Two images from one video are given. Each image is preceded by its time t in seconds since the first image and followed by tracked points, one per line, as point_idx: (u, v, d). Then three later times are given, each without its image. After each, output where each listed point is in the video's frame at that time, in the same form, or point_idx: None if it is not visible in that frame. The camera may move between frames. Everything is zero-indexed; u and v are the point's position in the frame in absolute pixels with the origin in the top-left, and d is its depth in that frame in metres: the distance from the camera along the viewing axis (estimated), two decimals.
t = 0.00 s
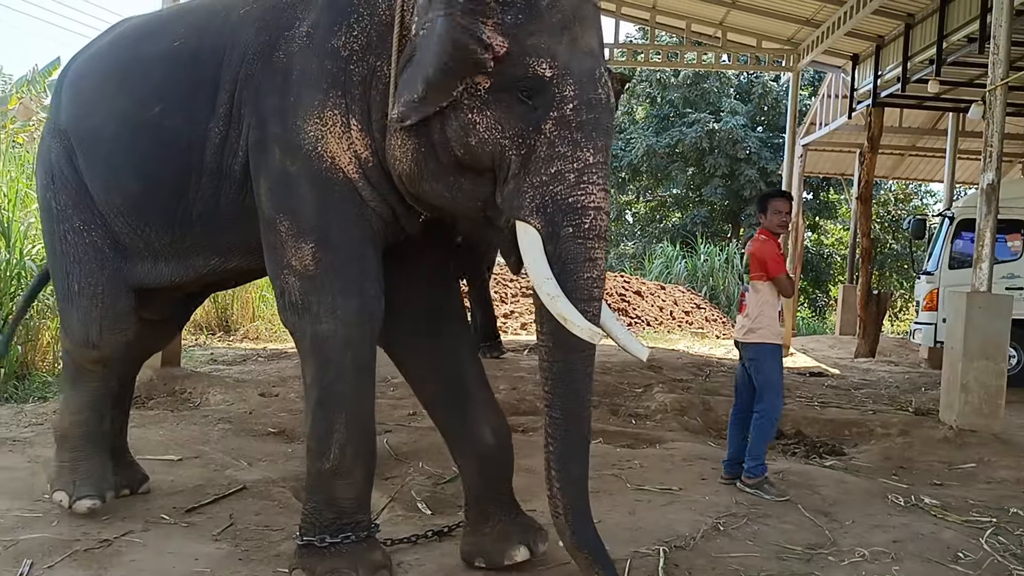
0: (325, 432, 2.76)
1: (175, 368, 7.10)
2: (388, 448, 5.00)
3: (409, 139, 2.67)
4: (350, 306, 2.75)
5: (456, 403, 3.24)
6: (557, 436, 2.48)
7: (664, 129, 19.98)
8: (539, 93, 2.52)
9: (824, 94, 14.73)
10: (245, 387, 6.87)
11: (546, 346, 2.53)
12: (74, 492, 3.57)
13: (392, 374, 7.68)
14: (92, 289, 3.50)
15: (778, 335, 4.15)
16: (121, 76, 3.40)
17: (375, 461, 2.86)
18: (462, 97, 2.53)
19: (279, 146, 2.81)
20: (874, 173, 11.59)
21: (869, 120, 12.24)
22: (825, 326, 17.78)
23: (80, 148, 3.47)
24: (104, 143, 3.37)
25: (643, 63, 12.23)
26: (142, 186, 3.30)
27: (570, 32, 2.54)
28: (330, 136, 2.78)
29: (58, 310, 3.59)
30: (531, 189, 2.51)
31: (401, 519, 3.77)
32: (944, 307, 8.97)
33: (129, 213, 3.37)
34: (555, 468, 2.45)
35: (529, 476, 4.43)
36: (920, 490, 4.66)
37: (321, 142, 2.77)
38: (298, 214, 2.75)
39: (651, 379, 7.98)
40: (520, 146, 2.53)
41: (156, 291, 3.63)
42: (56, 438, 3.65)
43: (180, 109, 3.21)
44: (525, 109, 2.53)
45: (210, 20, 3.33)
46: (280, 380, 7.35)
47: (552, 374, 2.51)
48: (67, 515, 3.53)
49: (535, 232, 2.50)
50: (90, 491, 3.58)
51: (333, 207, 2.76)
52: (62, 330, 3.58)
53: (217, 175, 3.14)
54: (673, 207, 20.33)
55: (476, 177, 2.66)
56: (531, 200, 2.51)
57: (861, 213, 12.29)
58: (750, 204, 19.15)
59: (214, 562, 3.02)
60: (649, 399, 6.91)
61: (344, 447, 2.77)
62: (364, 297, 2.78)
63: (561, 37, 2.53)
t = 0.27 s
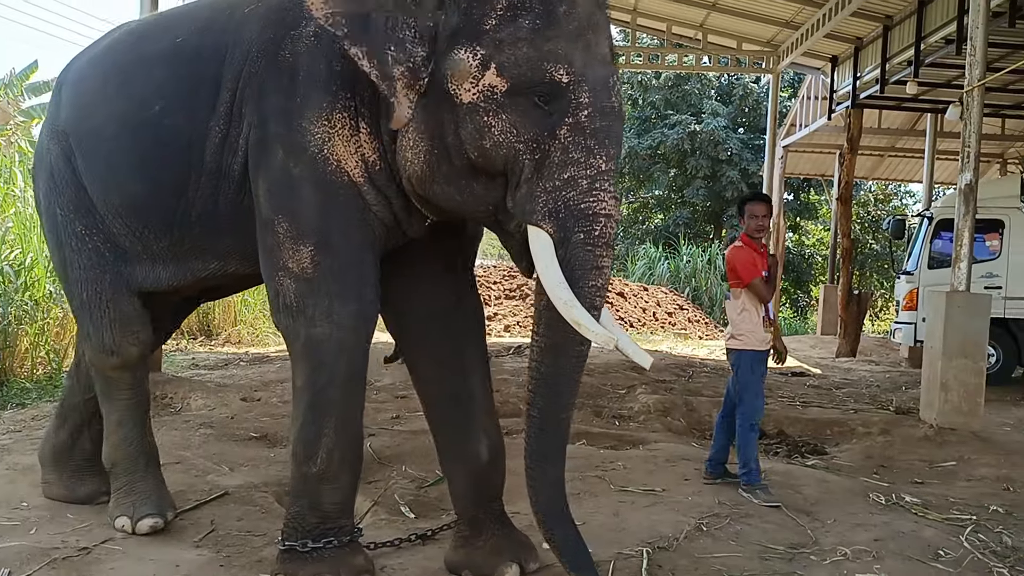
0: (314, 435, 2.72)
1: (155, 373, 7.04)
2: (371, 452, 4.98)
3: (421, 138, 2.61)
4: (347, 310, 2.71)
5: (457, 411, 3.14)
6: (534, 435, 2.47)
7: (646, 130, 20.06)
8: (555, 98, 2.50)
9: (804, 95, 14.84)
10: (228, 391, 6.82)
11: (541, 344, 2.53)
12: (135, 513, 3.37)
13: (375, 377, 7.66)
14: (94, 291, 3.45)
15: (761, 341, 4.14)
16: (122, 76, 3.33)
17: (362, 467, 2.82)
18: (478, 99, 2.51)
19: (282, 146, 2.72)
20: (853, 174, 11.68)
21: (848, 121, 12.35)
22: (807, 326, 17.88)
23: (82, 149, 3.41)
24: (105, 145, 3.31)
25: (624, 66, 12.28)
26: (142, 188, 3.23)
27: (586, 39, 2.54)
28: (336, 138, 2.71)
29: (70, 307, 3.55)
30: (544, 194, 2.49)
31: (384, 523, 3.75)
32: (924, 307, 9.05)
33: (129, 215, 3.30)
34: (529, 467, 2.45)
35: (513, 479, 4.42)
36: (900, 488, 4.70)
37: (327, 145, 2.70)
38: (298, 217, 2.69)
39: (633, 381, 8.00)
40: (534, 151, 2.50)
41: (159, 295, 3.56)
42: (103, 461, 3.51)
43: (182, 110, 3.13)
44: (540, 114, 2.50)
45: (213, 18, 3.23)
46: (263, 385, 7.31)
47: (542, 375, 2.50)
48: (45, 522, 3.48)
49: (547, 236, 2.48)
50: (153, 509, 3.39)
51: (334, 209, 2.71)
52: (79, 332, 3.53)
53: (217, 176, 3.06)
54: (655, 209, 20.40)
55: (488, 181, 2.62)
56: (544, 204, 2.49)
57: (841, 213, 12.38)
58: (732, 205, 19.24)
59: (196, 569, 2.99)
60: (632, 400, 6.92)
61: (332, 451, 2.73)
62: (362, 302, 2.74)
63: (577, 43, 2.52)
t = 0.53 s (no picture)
0: (304, 440, 2.66)
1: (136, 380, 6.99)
2: (355, 458, 4.96)
3: (452, 147, 2.50)
4: (346, 317, 2.66)
5: (450, 421, 3.06)
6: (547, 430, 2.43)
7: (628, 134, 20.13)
8: (588, 111, 2.42)
9: (785, 99, 14.95)
10: (211, 397, 6.78)
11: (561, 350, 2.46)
12: (118, 524, 3.31)
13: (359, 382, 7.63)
14: (104, 297, 3.34)
15: (756, 349, 4.17)
16: (134, 80, 3.22)
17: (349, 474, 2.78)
18: (513, 111, 2.42)
19: (292, 150, 2.66)
20: (834, 177, 11.77)
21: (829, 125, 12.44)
22: (789, 328, 17.99)
23: (91, 153, 3.28)
24: (116, 149, 3.20)
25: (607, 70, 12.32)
26: (155, 193, 3.13)
27: (616, 53, 2.49)
28: (351, 147, 2.64)
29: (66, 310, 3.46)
30: (577, 207, 2.40)
31: (368, 529, 3.73)
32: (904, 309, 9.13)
33: (141, 220, 3.20)
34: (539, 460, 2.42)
35: (497, 483, 4.42)
36: (882, 489, 4.73)
37: (340, 153, 2.63)
38: (302, 223, 2.62)
39: (617, 384, 8.01)
40: (567, 164, 2.41)
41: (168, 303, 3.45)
42: (98, 471, 3.39)
43: (196, 115, 3.04)
44: (572, 128, 2.42)
45: (228, 21, 3.14)
46: (246, 391, 7.26)
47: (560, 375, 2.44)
48: (25, 531, 3.45)
49: (579, 247, 2.39)
50: (136, 522, 3.33)
51: (342, 216, 2.65)
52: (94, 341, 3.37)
53: (230, 181, 2.98)
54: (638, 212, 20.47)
55: (518, 193, 2.52)
56: (576, 217, 2.40)
57: (822, 216, 12.47)
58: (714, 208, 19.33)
59: None
60: (617, 403, 6.93)
61: (321, 457, 2.68)
62: (361, 309, 2.69)
63: (609, 58, 2.46)
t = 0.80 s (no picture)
0: (298, 447, 2.60)
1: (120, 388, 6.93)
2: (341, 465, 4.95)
3: (494, 164, 2.50)
4: (351, 326, 2.62)
5: (447, 428, 3.05)
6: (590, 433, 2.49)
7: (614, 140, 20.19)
8: (627, 126, 2.50)
9: (769, 105, 15.04)
10: (195, 405, 6.74)
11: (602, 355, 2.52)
12: (100, 535, 3.28)
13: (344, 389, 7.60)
14: (103, 302, 3.29)
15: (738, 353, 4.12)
16: (146, 83, 3.11)
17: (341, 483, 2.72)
18: (557, 127, 2.47)
19: (310, 156, 2.58)
20: (818, 182, 11.84)
21: (813, 131, 12.51)
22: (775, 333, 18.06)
23: (99, 157, 3.18)
24: (126, 153, 3.09)
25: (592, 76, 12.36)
26: (166, 198, 3.03)
27: (649, 70, 2.59)
28: (369, 156, 2.59)
29: (53, 312, 3.44)
30: (618, 218, 2.47)
31: (353, 536, 3.70)
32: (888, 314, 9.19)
33: (150, 226, 3.11)
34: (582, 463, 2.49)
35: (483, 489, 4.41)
36: (868, 493, 4.75)
37: (359, 163, 2.58)
38: (312, 230, 2.56)
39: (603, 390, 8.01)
40: (607, 176, 2.49)
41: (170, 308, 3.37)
42: (82, 480, 3.35)
43: (211, 121, 2.93)
44: (612, 141, 2.50)
45: (246, 25, 3.03)
46: (231, 398, 7.22)
47: (605, 379, 2.50)
48: (5, 541, 3.41)
49: (621, 257, 2.47)
50: (119, 532, 3.29)
51: (354, 224, 2.59)
52: (94, 347, 3.31)
53: (243, 188, 2.88)
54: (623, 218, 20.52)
55: (557, 207, 2.56)
56: (618, 228, 2.48)
57: (807, 222, 12.53)
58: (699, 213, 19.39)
59: None
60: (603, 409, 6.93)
61: (314, 465, 2.62)
62: (366, 321, 2.64)
63: (644, 72, 2.56)
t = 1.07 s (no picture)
0: (284, 448, 2.52)
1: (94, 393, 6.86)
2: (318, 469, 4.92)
3: (522, 173, 2.46)
4: (346, 330, 2.54)
5: (434, 431, 3.00)
6: (619, 431, 2.50)
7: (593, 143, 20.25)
8: (650, 133, 2.48)
9: (747, 109, 15.14)
10: (172, 410, 6.68)
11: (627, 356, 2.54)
12: (71, 542, 3.23)
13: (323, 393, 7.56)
14: (89, 307, 3.16)
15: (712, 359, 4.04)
16: (143, 85, 2.94)
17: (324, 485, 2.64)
18: (587, 136, 2.44)
19: (315, 161, 2.48)
20: (795, 186, 11.93)
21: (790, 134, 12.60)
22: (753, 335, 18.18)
23: (92, 162, 3.03)
24: (120, 158, 2.94)
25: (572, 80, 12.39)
26: (164, 203, 2.88)
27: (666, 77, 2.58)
28: (378, 163, 2.52)
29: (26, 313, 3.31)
30: (644, 223, 2.48)
31: (331, 541, 3.68)
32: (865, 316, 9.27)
33: (146, 231, 2.95)
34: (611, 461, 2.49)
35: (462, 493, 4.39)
36: (845, 493, 4.78)
37: (368, 170, 2.50)
38: (310, 234, 2.47)
39: (583, 392, 8.02)
40: (632, 183, 2.47)
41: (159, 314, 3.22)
42: (54, 487, 3.30)
43: (213, 125, 2.78)
44: (636, 147, 2.49)
45: (252, 27, 2.88)
46: (207, 403, 7.16)
47: (633, 378, 2.52)
48: None
49: (648, 260, 2.48)
50: (91, 539, 3.25)
51: (357, 229, 2.52)
52: (73, 350, 3.20)
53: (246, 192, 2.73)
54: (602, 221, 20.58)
55: (580, 213, 2.54)
56: (645, 231, 2.48)
57: (784, 225, 12.61)
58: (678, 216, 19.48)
59: None
60: (583, 411, 6.94)
61: (299, 468, 2.55)
62: (360, 324, 2.58)
63: (661, 79, 2.55)
